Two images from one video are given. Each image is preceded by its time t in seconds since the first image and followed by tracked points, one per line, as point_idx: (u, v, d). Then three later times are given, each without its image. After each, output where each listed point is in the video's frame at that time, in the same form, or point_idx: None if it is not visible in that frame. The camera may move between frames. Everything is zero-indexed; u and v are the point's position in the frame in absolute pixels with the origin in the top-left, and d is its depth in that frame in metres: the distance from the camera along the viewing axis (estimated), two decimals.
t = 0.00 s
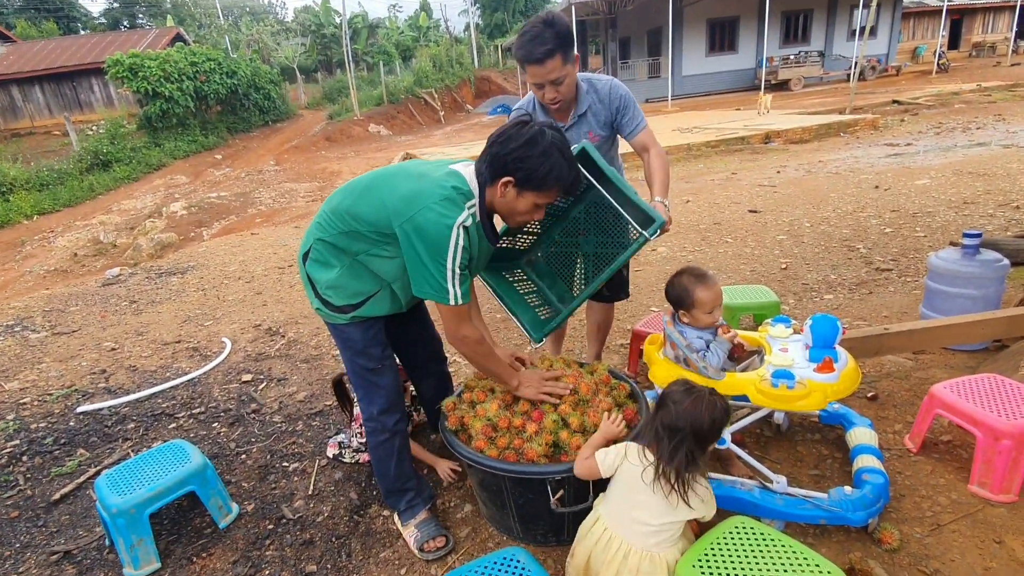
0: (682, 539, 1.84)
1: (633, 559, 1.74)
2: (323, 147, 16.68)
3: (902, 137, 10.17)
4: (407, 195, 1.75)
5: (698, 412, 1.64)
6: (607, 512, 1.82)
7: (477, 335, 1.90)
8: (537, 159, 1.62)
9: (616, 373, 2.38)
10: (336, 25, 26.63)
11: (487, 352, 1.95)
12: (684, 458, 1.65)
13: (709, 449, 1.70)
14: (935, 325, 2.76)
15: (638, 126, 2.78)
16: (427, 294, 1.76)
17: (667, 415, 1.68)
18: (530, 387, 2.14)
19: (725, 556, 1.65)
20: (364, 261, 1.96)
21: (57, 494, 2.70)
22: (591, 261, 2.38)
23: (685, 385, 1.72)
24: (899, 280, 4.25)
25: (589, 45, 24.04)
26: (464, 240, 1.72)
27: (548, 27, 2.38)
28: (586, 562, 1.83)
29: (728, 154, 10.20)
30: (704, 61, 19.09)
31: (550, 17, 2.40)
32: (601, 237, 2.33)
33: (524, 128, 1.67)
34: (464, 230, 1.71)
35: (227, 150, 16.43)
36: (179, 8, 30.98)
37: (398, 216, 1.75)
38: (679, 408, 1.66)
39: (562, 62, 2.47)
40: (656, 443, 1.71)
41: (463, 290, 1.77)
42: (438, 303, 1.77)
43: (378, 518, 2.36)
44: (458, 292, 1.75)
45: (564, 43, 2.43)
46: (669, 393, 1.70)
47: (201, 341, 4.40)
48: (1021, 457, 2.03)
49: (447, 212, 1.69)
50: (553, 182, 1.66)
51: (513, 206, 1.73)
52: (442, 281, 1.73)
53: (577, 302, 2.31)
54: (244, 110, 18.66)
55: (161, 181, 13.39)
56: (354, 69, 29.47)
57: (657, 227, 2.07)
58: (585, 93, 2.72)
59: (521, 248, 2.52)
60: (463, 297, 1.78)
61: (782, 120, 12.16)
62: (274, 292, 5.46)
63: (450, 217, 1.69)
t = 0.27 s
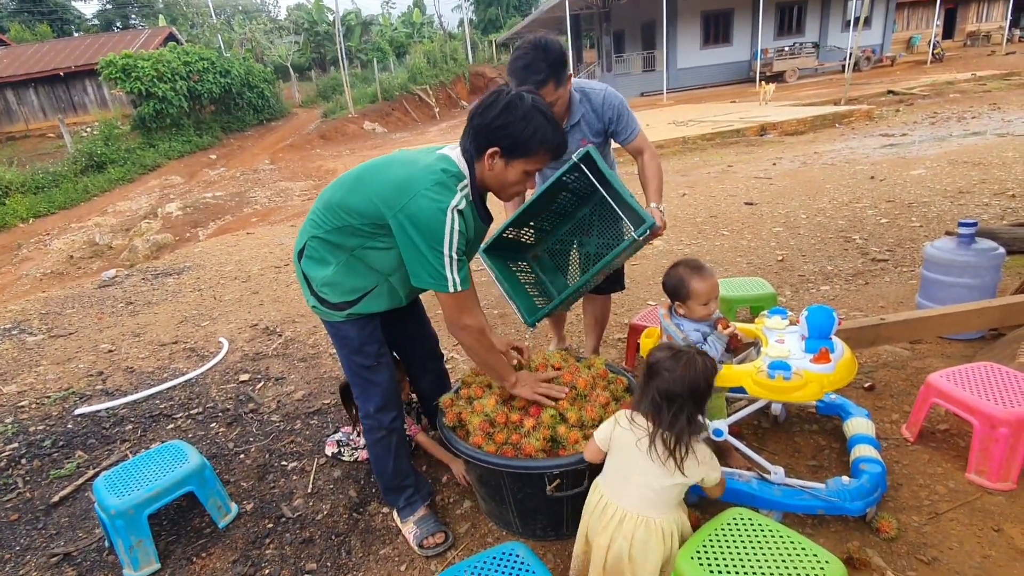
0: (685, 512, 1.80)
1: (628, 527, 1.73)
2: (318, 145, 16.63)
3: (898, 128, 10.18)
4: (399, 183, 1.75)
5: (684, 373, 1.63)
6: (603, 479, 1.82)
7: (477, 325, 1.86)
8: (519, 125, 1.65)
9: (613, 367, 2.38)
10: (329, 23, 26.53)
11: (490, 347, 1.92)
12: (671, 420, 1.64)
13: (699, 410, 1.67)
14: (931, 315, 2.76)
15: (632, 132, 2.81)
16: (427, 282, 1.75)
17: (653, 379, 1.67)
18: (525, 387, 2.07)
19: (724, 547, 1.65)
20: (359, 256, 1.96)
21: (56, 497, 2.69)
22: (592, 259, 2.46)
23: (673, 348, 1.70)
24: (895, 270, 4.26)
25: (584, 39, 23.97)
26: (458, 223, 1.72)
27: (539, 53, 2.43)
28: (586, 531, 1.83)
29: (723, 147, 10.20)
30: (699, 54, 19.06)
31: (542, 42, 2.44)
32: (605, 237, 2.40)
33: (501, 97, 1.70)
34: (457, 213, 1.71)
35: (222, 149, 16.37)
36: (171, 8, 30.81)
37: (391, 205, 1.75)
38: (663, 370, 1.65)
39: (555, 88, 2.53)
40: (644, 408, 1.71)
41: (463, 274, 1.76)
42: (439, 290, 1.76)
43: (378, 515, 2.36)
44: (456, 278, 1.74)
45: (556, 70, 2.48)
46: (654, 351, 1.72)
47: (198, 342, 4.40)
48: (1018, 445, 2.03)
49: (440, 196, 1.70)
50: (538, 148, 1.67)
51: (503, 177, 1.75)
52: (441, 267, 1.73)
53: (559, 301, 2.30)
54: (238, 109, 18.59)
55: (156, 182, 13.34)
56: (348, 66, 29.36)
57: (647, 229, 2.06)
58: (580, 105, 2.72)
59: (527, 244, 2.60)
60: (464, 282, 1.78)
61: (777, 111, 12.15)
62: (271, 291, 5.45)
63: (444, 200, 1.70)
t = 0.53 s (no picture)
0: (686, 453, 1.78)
1: (630, 472, 1.70)
2: (313, 141, 16.57)
3: (893, 118, 10.18)
4: (396, 179, 1.75)
5: (653, 303, 1.62)
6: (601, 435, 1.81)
7: (479, 314, 1.88)
8: (517, 128, 1.64)
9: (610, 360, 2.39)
10: (323, 18, 26.39)
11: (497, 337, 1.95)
12: (649, 355, 1.64)
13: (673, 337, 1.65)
14: (926, 303, 2.78)
15: (613, 126, 2.85)
16: (426, 275, 1.76)
17: (625, 319, 1.65)
18: (535, 363, 2.13)
19: (721, 533, 1.67)
20: (354, 251, 1.96)
21: (56, 495, 2.70)
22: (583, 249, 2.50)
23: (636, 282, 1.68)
24: (890, 260, 4.27)
25: (579, 32, 23.88)
26: (454, 220, 1.72)
27: (519, 51, 2.44)
28: (592, 492, 1.80)
29: (719, 139, 10.19)
30: (694, 46, 19.03)
31: (520, 42, 2.44)
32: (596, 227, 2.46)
33: (501, 99, 1.69)
34: (453, 210, 1.71)
35: (217, 147, 16.31)
36: (163, 5, 30.62)
37: (388, 200, 1.75)
38: (632, 307, 1.63)
39: (536, 85, 2.54)
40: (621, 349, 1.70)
41: (461, 268, 1.77)
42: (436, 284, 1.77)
43: (377, 508, 2.38)
44: (453, 274, 1.75)
45: (536, 69, 2.50)
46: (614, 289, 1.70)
47: (196, 339, 4.40)
48: (1011, 431, 2.05)
49: (436, 192, 1.70)
50: (536, 153, 1.67)
51: (500, 178, 1.73)
52: (439, 261, 1.73)
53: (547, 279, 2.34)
54: (233, 106, 18.51)
55: (151, 180, 13.29)
56: (343, 62, 29.24)
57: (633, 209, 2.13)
58: (559, 99, 2.74)
59: (523, 237, 2.64)
60: (462, 275, 1.78)
61: (773, 103, 12.15)
62: (268, 288, 5.45)
63: (440, 197, 1.70)
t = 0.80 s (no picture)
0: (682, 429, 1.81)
1: (638, 453, 1.70)
2: (307, 140, 16.52)
3: (887, 110, 10.22)
4: (404, 182, 1.76)
5: (644, 282, 1.61)
6: (600, 420, 1.80)
7: (488, 316, 1.90)
8: (528, 140, 1.65)
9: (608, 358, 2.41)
10: (315, 16, 26.29)
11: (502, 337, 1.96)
12: (644, 335, 1.65)
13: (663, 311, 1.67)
14: (919, 294, 2.79)
15: (597, 118, 2.87)
16: (436, 274, 1.76)
17: (617, 301, 1.64)
18: (537, 370, 2.15)
19: (719, 526, 1.68)
20: (356, 252, 1.95)
21: (54, 499, 2.69)
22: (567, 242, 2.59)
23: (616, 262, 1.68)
24: (884, 252, 4.29)
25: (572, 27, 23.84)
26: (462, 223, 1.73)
27: (505, 38, 2.42)
28: (599, 478, 1.79)
29: (714, 133, 10.20)
30: (688, 40, 19.04)
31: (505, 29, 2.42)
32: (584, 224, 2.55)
33: (514, 113, 1.71)
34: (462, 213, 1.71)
35: (210, 147, 16.24)
36: (154, 5, 30.44)
37: (396, 201, 1.76)
38: (623, 289, 1.62)
39: (519, 71, 2.54)
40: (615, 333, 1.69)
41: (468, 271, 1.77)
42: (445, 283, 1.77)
43: (376, 508, 2.38)
44: (463, 274, 1.76)
45: (520, 55, 2.49)
46: (598, 271, 1.69)
47: (192, 341, 4.39)
48: (1004, 420, 2.06)
49: (445, 194, 1.70)
50: (545, 166, 1.69)
51: (504, 188, 1.74)
52: (448, 262, 1.73)
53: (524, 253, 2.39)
54: (226, 106, 18.43)
55: (144, 182, 13.24)
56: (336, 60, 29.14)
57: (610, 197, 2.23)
58: (546, 92, 2.75)
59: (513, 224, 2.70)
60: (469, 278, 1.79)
61: (767, 96, 12.17)
62: (263, 288, 5.44)
63: (448, 198, 1.70)
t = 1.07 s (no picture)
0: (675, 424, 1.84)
1: (634, 450, 1.73)
2: (301, 140, 16.46)
3: (880, 104, 10.25)
4: (400, 177, 1.76)
5: (648, 278, 1.61)
6: (595, 415, 1.82)
7: (486, 312, 1.89)
8: (519, 128, 1.67)
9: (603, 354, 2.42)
10: (307, 15, 26.17)
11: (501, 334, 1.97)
12: (645, 331, 1.66)
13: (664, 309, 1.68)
14: (911, 288, 2.81)
15: (591, 130, 2.98)
16: (434, 269, 1.77)
17: (619, 294, 1.63)
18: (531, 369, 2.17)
19: (714, 518, 1.70)
20: (352, 249, 1.96)
21: (51, 502, 2.69)
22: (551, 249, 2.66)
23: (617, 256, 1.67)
24: (878, 246, 4.32)
25: (566, 23, 23.80)
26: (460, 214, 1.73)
27: (507, 54, 2.56)
28: (593, 471, 1.81)
29: (708, 128, 10.21)
30: (681, 35, 19.06)
31: (508, 44, 2.57)
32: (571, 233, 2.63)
33: (505, 102, 1.73)
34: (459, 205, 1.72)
35: (203, 148, 16.17)
36: (144, 5, 30.24)
37: (393, 198, 1.76)
38: (626, 283, 1.62)
39: (522, 84, 2.65)
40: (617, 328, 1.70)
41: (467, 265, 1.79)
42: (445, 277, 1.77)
43: (374, 506, 2.39)
44: (463, 266, 1.76)
45: (522, 69, 2.60)
46: (600, 264, 1.69)
47: (188, 342, 4.38)
48: (994, 411, 2.08)
49: (442, 187, 1.71)
50: (538, 152, 1.71)
51: (499, 176, 1.76)
52: (447, 256, 1.74)
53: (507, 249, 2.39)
54: (218, 106, 18.35)
55: (137, 183, 13.18)
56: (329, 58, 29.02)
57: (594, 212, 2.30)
58: (543, 102, 2.88)
59: (512, 225, 2.90)
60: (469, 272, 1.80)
61: (761, 91, 12.19)
62: (259, 289, 5.43)
63: (445, 192, 1.71)
